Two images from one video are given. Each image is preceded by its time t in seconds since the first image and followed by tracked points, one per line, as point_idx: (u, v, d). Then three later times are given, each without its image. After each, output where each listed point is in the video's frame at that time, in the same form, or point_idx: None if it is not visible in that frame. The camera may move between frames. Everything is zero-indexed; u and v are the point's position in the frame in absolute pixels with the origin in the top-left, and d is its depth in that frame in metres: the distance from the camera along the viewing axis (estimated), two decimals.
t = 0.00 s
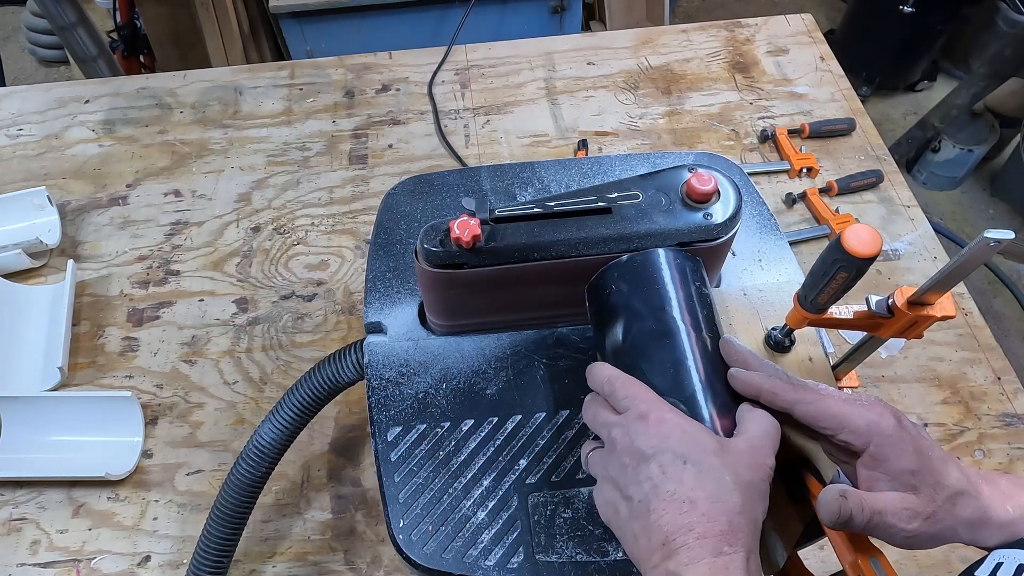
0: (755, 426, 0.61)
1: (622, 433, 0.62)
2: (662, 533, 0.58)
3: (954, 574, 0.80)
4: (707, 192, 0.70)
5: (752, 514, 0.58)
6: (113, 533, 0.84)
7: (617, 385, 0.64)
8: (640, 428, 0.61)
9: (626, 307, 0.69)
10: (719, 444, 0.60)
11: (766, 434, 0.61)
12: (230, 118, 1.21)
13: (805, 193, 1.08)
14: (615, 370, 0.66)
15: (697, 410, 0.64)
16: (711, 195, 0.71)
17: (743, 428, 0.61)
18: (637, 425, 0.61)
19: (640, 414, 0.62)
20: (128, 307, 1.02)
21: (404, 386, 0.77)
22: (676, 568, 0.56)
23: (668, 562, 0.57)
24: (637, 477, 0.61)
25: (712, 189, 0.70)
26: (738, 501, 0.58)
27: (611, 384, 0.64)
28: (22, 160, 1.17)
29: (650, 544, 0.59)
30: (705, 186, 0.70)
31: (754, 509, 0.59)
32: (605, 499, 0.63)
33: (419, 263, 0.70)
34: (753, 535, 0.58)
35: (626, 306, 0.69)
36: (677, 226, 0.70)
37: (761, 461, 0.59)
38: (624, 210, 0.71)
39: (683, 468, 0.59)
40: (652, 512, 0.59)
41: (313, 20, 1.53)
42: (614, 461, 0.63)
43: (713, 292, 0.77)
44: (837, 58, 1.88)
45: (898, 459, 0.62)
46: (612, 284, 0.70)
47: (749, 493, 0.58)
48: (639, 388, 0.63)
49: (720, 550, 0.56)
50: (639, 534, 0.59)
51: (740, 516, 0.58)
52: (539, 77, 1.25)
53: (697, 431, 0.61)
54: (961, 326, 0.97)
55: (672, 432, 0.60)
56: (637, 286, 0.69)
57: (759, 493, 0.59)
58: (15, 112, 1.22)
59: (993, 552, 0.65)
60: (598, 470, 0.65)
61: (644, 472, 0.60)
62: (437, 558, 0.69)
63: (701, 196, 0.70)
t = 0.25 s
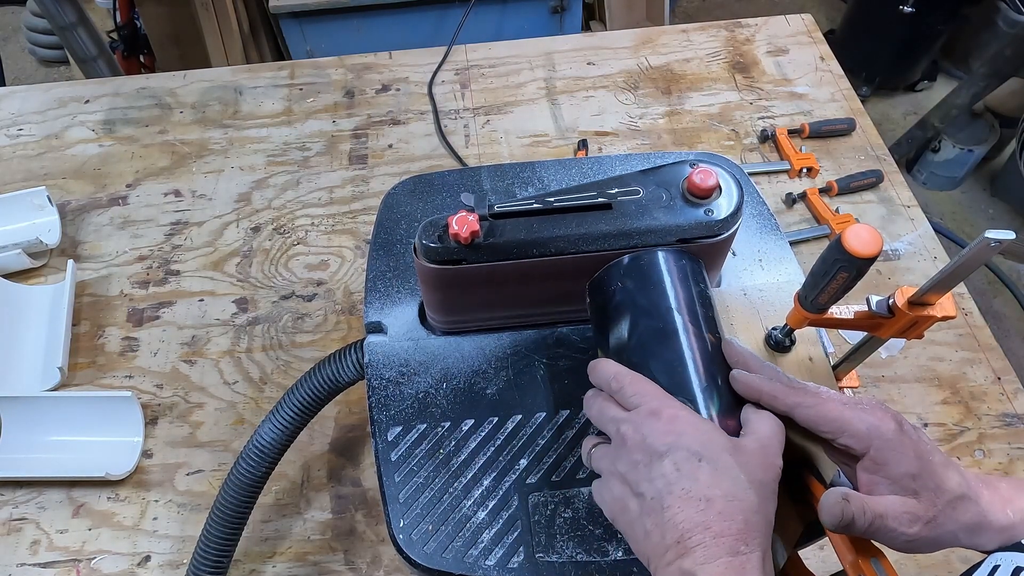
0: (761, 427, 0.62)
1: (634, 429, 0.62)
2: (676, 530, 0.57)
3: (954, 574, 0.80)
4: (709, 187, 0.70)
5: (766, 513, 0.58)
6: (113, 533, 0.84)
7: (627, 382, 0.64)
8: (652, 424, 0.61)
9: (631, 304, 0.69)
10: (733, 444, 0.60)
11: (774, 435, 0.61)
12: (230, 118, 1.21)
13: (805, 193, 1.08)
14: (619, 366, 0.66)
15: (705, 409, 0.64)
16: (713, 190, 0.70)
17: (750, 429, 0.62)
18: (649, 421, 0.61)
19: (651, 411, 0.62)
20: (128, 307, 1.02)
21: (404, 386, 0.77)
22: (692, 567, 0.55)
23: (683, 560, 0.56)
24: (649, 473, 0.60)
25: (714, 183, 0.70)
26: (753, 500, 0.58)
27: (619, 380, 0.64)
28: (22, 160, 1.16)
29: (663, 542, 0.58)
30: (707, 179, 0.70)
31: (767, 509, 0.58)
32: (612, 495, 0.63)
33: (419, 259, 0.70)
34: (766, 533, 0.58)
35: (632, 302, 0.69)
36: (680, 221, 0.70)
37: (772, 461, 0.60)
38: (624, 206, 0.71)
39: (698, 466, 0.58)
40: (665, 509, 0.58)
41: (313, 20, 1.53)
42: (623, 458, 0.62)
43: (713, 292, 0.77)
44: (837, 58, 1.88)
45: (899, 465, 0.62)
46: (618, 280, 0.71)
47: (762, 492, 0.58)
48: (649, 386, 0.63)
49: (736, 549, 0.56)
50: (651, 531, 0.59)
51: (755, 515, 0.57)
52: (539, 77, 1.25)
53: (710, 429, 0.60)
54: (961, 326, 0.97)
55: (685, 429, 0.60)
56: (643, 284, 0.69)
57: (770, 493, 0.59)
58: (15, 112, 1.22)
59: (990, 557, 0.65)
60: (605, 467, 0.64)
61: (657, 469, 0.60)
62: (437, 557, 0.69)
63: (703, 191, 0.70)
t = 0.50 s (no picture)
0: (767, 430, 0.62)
1: (646, 425, 0.61)
2: (690, 528, 0.57)
3: (954, 574, 0.80)
4: (708, 189, 0.70)
5: (777, 512, 0.59)
6: (113, 533, 0.84)
7: (638, 378, 0.63)
8: (665, 420, 0.61)
9: (639, 302, 0.69)
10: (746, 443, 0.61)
11: (780, 436, 0.62)
12: (230, 118, 1.21)
13: (805, 193, 1.08)
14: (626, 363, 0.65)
15: (713, 409, 0.64)
16: (712, 193, 0.70)
17: (756, 429, 0.62)
18: (662, 418, 0.61)
19: (664, 407, 0.61)
20: (128, 307, 1.02)
21: (404, 386, 0.77)
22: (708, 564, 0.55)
23: (696, 557, 0.56)
24: (662, 470, 0.60)
25: (712, 186, 0.70)
26: (766, 499, 0.58)
27: (630, 376, 0.64)
28: (22, 160, 1.16)
29: (676, 539, 0.58)
30: (705, 182, 0.70)
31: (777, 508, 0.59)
32: (621, 492, 0.62)
33: (419, 262, 0.70)
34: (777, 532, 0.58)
35: (638, 298, 0.69)
36: (680, 223, 0.70)
37: (779, 461, 0.60)
38: (623, 209, 0.71)
39: (712, 463, 0.59)
40: (680, 506, 0.58)
41: (313, 20, 1.53)
42: (634, 454, 0.62)
43: (713, 292, 0.77)
44: (837, 58, 1.88)
45: (898, 464, 0.62)
46: (623, 277, 0.70)
47: (773, 491, 0.59)
48: (659, 384, 0.63)
49: (751, 548, 0.56)
50: (663, 528, 0.59)
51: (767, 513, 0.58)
52: (539, 77, 1.25)
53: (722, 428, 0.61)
54: (961, 326, 0.97)
55: (698, 427, 0.60)
56: (647, 282, 0.69)
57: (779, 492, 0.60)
58: (15, 112, 1.22)
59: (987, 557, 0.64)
60: (613, 463, 0.64)
61: (670, 465, 0.59)
62: (437, 557, 0.69)
63: (702, 194, 0.70)
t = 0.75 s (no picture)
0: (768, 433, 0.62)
1: (656, 422, 0.61)
2: (701, 525, 0.57)
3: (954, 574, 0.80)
4: (706, 198, 0.71)
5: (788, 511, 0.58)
6: (113, 533, 0.84)
7: (646, 375, 0.63)
8: (675, 417, 0.60)
9: (649, 297, 0.68)
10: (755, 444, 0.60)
11: (779, 438, 0.62)
12: (230, 118, 1.21)
13: (805, 193, 1.08)
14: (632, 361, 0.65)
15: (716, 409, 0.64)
16: (709, 202, 0.71)
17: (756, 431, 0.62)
18: (673, 415, 0.61)
19: (674, 404, 0.61)
20: (128, 307, 1.02)
21: (404, 386, 0.77)
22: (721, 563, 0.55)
23: (706, 555, 0.56)
24: (673, 467, 0.59)
25: (710, 194, 0.71)
26: (778, 499, 0.57)
27: (638, 374, 0.63)
28: (22, 160, 1.16)
29: (686, 536, 0.57)
30: (703, 190, 0.71)
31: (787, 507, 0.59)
32: (627, 487, 0.61)
33: (420, 268, 0.70)
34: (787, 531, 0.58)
35: (644, 295, 0.68)
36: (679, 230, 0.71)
37: (785, 462, 0.60)
38: (623, 216, 0.72)
39: (724, 461, 0.58)
40: (691, 503, 0.58)
41: (313, 20, 1.53)
42: (643, 450, 0.61)
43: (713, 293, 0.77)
44: (837, 58, 1.88)
45: (896, 463, 0.62)
46: (626, 275, 0.69)
47: (783, 490, 0.59)
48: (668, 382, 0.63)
49: (764, 547, 0.55)
50: (674, 525, 0.58)
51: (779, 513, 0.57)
52: (539, 77, 1.25)
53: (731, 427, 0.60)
54: (961, 326, 0.97)
55: (709, 425, 0.60)
56: (649, 280, 0.68)
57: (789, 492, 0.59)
58: (15, 112, 1.22)
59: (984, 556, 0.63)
60: (620, 459, 0.63)
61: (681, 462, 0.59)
62: (437, 557, 0.69)
63: (699, 202, 0.71)
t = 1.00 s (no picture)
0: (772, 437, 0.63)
1: (669, 418, 0.61)
2: (716, 523, 0.57)
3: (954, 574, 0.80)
4: (707, 193, 0.70)
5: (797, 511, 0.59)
6: (113, 533, 0.84)
7: (657, 371, 0.63)
8: (689, 414, 0.60)
9: (653, 296, 0.68)
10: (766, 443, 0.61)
11: (785, 440, 0.63)
12: (230, 118, 1.21)
13: (805, 193, 1.08)
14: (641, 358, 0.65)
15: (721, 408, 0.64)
16: (711, 197, 0.71)
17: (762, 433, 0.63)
18: (686, 412, 0.61)
19: (687, 401, 0.61)
20: (128, 306, 1.02)
21: (404, 386, 0.77)
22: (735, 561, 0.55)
23: (720, 553, 0.56)
24: (686, 464, 0.59)
25: (712, 189, 0.70)
26: (789, 499, 0.58)
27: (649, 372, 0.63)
28: (22, 160, 1.16)
29: (699, 533, 0.57)
30: (704, 186, 0.70)
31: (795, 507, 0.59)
32: (637, 483, 0.61)
33: (419, 265, 0.70)
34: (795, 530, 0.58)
35: (649, 293, 0.68)
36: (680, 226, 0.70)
37: (790, 463, 0.62)
38: (624, 212, 0.71)
39: (738, 459, 0.58)
40: (705, 500, 0.58)
41: (313, 20, 1.53)
42: (654, 446, 0.61)
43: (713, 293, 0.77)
44: (837, 58, 1.88)
45: (896, 461, 0.62)
46: (631, 274, 0.69)
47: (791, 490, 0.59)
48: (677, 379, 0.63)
49: (778, 546, 0.56)
50: (687, 522, 0.58)
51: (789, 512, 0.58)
52: (539, 77, 1.25)
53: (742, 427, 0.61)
54: (961, 326, 0.97)
55: (722, 423, 0.60)
56: (652, 280, 0.68)
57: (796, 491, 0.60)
58: (15, 112, 1.22)
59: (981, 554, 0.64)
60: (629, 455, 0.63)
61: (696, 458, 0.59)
62: (437, 557, 0.69)
63: (701, 198, 0.70)
